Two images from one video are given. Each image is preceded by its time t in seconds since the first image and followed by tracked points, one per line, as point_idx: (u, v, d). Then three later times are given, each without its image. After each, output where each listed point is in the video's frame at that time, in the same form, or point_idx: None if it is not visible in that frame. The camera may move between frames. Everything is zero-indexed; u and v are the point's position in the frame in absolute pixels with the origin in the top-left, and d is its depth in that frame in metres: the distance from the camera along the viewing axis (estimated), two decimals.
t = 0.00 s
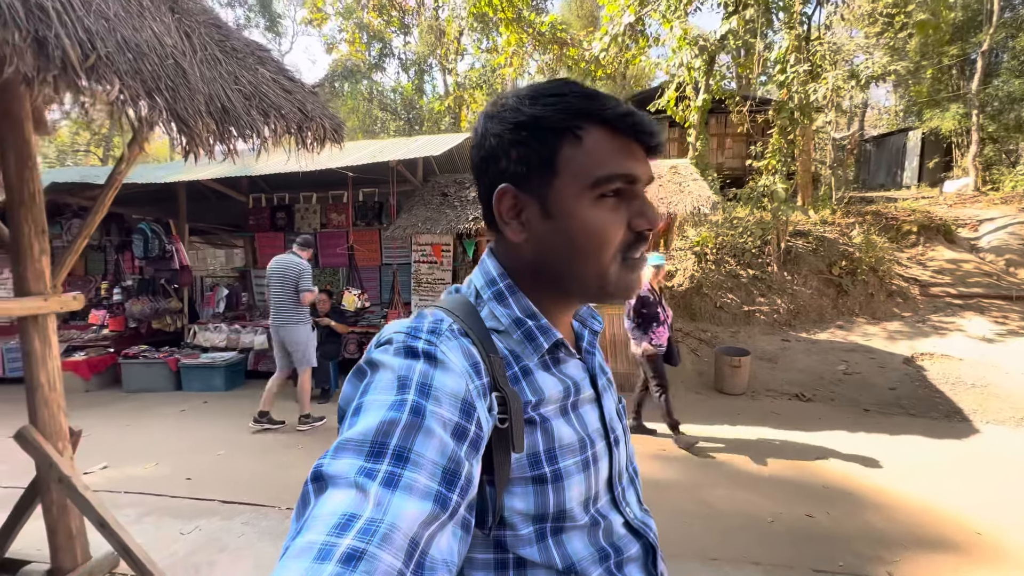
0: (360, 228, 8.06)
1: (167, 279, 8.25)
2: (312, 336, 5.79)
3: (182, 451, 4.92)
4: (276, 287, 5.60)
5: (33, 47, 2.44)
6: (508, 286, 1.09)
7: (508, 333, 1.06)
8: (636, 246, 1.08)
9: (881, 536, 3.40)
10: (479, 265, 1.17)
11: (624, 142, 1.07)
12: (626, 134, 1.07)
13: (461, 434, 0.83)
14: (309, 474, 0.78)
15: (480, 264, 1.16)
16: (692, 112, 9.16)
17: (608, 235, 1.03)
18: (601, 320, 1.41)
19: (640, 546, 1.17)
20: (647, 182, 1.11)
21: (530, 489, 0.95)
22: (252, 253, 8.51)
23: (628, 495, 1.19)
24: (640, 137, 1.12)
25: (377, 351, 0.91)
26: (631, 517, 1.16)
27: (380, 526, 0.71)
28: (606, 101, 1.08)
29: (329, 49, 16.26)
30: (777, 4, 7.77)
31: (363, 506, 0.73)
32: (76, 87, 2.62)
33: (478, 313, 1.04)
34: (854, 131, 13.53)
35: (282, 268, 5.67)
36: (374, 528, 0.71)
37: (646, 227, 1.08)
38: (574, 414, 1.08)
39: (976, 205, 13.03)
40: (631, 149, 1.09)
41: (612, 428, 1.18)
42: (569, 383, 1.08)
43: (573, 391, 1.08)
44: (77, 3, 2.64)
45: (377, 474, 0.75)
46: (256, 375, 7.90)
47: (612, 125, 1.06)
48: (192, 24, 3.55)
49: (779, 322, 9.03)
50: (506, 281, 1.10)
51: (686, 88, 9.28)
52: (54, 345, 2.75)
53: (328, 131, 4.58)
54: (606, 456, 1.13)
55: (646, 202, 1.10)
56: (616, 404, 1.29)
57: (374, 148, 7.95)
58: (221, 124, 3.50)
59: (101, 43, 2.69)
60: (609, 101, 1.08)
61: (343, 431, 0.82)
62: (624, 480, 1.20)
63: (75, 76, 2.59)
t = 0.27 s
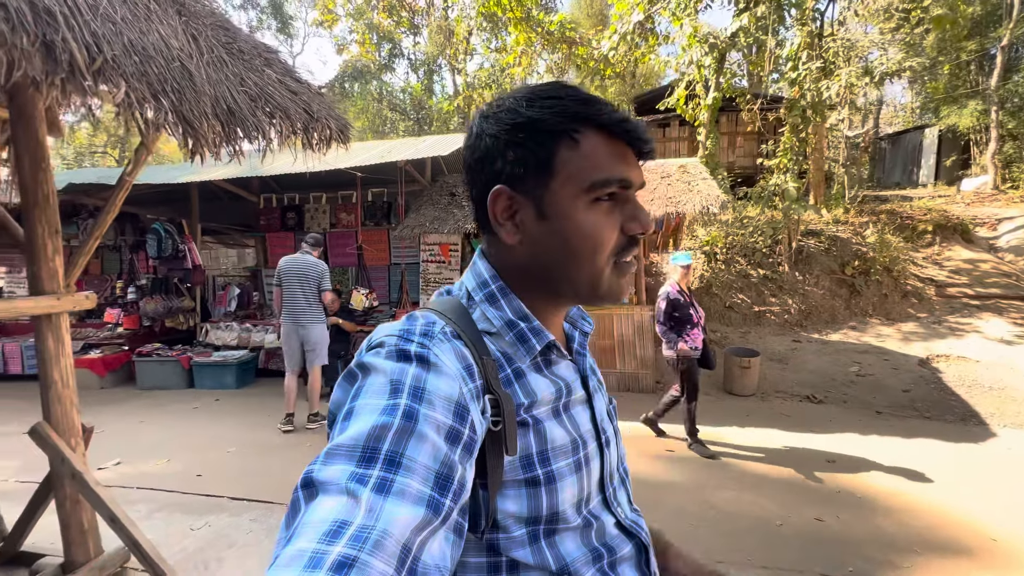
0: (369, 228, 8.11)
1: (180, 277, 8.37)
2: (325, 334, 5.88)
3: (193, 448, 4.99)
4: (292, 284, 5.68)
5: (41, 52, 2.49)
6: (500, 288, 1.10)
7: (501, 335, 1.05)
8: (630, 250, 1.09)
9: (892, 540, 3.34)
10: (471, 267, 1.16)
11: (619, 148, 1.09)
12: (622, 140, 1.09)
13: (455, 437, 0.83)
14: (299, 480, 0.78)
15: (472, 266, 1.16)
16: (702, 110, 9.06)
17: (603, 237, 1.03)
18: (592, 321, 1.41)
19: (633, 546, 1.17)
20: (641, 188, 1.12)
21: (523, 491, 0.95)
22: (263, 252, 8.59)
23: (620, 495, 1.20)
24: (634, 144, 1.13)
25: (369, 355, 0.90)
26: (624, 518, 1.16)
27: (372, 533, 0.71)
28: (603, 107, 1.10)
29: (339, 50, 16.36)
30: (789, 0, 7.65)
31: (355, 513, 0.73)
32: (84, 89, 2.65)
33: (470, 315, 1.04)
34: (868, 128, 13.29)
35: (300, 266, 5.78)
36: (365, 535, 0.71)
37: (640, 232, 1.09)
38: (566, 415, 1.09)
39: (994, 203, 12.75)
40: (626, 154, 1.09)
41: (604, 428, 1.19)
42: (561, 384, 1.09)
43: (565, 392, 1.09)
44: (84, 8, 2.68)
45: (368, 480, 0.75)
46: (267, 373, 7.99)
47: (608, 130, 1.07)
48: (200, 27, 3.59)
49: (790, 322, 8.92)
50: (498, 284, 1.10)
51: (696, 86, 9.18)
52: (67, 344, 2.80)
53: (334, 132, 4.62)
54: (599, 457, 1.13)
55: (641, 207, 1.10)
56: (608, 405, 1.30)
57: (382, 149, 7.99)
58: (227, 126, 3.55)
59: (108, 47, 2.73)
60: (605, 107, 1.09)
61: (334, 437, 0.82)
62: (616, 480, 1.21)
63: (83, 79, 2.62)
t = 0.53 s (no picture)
0: (375, 227, 8.14)
1: (187, 276, 8.40)
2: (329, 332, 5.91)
3: (201, 445, 5.06)
4: (299, 282, 5.74)
5: (48, 53, 2.52)
6: (496, 286, 1.09)
7: (496, 333, 1.06)
8: (622, 249, 1.09)
9: (898, 541, 3.31)
10: (465, 266, 1.16)
11: (610, 146, 1.08)
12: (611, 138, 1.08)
13: (453, 436, 0.83)
14: (297, 483, 0.78)
15: (466, 264, 1.16)
16: (709, 109, 9.00)
17: (595, 236, 1.04)
18: (587, 318, 1.41)
19: (633, 543, 1.17)
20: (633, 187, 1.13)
21: (522, 490, 0.95)
22: (269, 252, 8.65)
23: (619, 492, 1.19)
24: (627, 142, 1.13)
25: (364, 356, 0.91)
26: (623, 514, 1.16)
27: (370, 536, 0.71)
28: (595, 105, 1.09)
29: (346, 51, 16.43)
30: None
31: (353, 516, 0.73)
32: (91, 91, 2.68)
33: (465, 315, 1.04)
34: (878, 127, 13.16)
35: (306, 265, 5.85)
36: (364, 538, 0.71)
37: (633, 230, 1.09)
38: (564, 413, 1.09)
39: (1006, 202, 12.58)
40: (619, 153, 1.10)
41: (602, 426, 1.19)
42: (558, 381, 1.09)
43: (561, 389, 1.09)
44: (90, 8, 2.69)
45: (366, 482, 0.76)
46: (273, 372, 8.05)
47: (601, 129, 1.07)
48: (205, 27, 3.61)
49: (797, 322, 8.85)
50: (492, 282, 1.10)
51: (702, 85, 9.12)
52: (76, 341, 2.84)
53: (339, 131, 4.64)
54: (597, 454, 1.13)
55: (633, 205, 1.11)
56: (606, 401, 1.29)
57: (388, 148, 8.01)
58: (232, 125, 3.57)
59: (114, 47, 2.75)
60: (598, 105, 1.09)
61: (330, 439, 0.82)
62: (616, 477, 1.21)
63: (89, 80, 2.65)
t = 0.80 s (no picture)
0: (378, 226, 8.15)
1: (192, 276, 8.48)
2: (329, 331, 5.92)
3: (205, 443, 5.09)
4: (300, 281, 5.74)
5: (52, 54, 2.54)
6: (494, 288, 1.10)
7: (495, 334, 1.06)
8: (620, 249, 1.09)
9: (902, 542, 3.29)
10: (464, 267, 1.16)
11: (606, 145, 1.09)
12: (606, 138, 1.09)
13: (453, 436, 0.84)
14: (298, 486, 0.79)
15: (465, 265, 1.16)
16: (711, 108, 8.97)
17: (592, 236, 1.04)
18: (587, 318, 1.41)
19: (636, 544, 1.17)
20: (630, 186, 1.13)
21: (523, 491, 0.96)
22: (273, 251, 8.68)
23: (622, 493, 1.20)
24: (623, 142, 1.13)
25: (363, 358, 0.91)
26: (625, 515, 1.16)
27: (372, 537, 0.72)
28: (590, 105, 1.10)
29: (348, 50, 16.44)
30: None
31: (354, 517, 0.74)
32: (96, 91, 2.70)
33: (464, 315, 1.05)
34: (882, 125, 13.08)
35: (307, 264, 5.86)
36: (365, 539, 0.72)
37: (630, 230, 1.10)
38: (564, 413, 1.09)
39: (1012, 201, 12.50)
40: (615, 153, 1.10)
41: (602, 426, 1.19)
42: (558, 382, 1.10)
43: (561, 389, 1.09)
44: (94, 10, 2.71)
45: (366, 483, 0.76)
46: (277, 370, 8.08)
47: (596, 130, 1.08)
48: (208, 27, 3.62)
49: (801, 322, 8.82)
50: (492, 283, 1.10)
51: (705, 84, 9.08)
52: (81, 340, 2.86)
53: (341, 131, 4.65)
54: (597, 454, 1.14)
55: (629, 205, 1.11)
56: (606, 401, 1.30)
57: (390, 147, 8.02)
58: (235, 126, 3.59)
59: (118, 49, 2.77)
60: (594, 105, 1.10)
61: (331, 440, 0.83)
62: (618, 477, 1.21)
63: (94, 82, 2.67)
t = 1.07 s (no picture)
0: (376, 226, 8.16)
1: (189, 276, 8.56)
2: (326, 331, 5.94)
3: (204, 444, 5.09)
4: (296, 283, 5.75)
5: (52, 59, 2.55)
6: (492, 290, 1.11)
7: (492, 335, 1.07)
8: (615, 242, 1.10)
9: (897, 540, 3.32)
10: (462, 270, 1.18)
11: (593, 142, 1.10)
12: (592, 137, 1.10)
13: (450, 435, 0.86)
14: (300, 484, 0.80)
15: (462, 270, 1.17)
16: (709, 107, 8.98)
17: (586, 231, 1.05)
18: (582, 322, 1.43)
19: (632, 547, 1.18)
20: (620, 182, 1.14)
21: (519, 490, 0.97)
22: (271, 251, 8.68)
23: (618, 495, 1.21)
24: (610, 138, 1.15)
25: (363, 359, 0.93)
26: (622, 517, 1.18)
27: (374, 531, 0.73)
28: (576, 106, 1.12)
29: (346, 49, 16.42)
30: None
31: (356, 512, 0.75)
32: (94, 95, 2.70)
33: (461, 317, 1.06)
34: (879, 124, 13.13)
35: (303, 265, 5.84)
36: (369, 532, 0.73)
37: (623, 224, 1.11)
38: (560, 414, 1.11)
39: (1008, 200, 12.57)
40: (604, 150, 1.12)
41: (597, 427, 1.21)
42: (553, 383, 1.11)
43: (557, 391, 1.11)
44: (93, 14, 2.71)
45: (368, 479, 0.78)
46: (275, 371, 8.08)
47: (585, 127, 1.09)
48: (206, 30, 3.63)
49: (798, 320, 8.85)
50: (489, 284, 1.12)
51: (702, 84, 9.10)
52: (79, 341, 2.86)
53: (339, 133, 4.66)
54: (593, 455, 1.16)
55: (621, 200, 1.12)
56: (602, 404, 1.31)
57: (388, 147, 8.01)
58: (233, 128, 3.59)
59: (116, 53, 2.78)
60: (580, 106, 1.12)
61: (332, 439, 0.85)
62: (614, 479, 1.23)
63: (92, 85, 2.68)
